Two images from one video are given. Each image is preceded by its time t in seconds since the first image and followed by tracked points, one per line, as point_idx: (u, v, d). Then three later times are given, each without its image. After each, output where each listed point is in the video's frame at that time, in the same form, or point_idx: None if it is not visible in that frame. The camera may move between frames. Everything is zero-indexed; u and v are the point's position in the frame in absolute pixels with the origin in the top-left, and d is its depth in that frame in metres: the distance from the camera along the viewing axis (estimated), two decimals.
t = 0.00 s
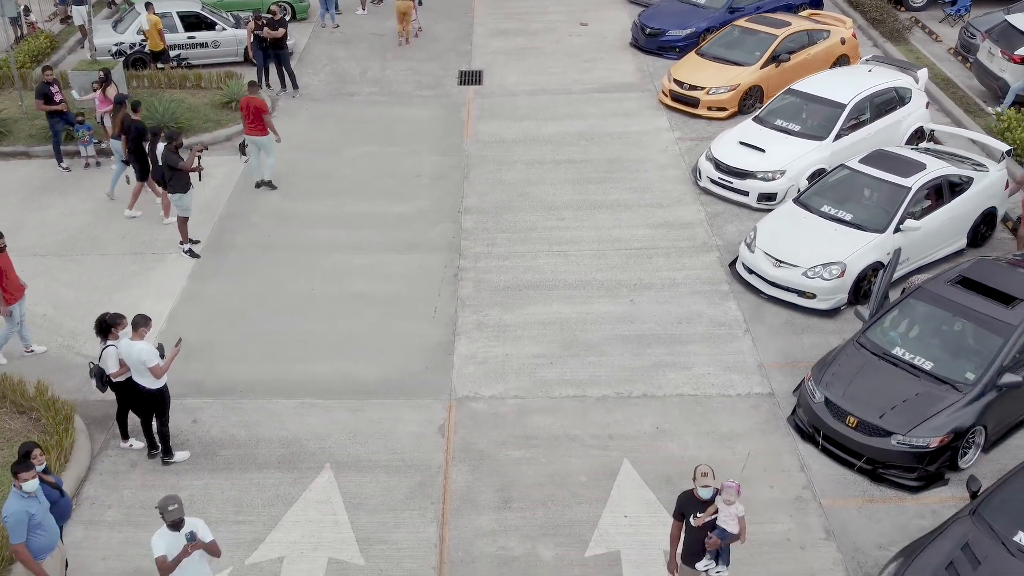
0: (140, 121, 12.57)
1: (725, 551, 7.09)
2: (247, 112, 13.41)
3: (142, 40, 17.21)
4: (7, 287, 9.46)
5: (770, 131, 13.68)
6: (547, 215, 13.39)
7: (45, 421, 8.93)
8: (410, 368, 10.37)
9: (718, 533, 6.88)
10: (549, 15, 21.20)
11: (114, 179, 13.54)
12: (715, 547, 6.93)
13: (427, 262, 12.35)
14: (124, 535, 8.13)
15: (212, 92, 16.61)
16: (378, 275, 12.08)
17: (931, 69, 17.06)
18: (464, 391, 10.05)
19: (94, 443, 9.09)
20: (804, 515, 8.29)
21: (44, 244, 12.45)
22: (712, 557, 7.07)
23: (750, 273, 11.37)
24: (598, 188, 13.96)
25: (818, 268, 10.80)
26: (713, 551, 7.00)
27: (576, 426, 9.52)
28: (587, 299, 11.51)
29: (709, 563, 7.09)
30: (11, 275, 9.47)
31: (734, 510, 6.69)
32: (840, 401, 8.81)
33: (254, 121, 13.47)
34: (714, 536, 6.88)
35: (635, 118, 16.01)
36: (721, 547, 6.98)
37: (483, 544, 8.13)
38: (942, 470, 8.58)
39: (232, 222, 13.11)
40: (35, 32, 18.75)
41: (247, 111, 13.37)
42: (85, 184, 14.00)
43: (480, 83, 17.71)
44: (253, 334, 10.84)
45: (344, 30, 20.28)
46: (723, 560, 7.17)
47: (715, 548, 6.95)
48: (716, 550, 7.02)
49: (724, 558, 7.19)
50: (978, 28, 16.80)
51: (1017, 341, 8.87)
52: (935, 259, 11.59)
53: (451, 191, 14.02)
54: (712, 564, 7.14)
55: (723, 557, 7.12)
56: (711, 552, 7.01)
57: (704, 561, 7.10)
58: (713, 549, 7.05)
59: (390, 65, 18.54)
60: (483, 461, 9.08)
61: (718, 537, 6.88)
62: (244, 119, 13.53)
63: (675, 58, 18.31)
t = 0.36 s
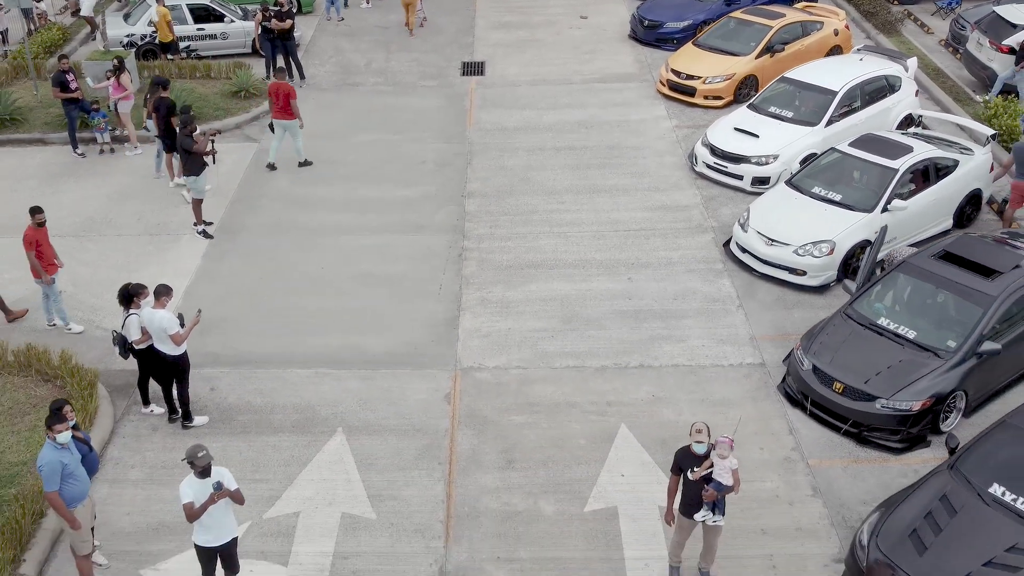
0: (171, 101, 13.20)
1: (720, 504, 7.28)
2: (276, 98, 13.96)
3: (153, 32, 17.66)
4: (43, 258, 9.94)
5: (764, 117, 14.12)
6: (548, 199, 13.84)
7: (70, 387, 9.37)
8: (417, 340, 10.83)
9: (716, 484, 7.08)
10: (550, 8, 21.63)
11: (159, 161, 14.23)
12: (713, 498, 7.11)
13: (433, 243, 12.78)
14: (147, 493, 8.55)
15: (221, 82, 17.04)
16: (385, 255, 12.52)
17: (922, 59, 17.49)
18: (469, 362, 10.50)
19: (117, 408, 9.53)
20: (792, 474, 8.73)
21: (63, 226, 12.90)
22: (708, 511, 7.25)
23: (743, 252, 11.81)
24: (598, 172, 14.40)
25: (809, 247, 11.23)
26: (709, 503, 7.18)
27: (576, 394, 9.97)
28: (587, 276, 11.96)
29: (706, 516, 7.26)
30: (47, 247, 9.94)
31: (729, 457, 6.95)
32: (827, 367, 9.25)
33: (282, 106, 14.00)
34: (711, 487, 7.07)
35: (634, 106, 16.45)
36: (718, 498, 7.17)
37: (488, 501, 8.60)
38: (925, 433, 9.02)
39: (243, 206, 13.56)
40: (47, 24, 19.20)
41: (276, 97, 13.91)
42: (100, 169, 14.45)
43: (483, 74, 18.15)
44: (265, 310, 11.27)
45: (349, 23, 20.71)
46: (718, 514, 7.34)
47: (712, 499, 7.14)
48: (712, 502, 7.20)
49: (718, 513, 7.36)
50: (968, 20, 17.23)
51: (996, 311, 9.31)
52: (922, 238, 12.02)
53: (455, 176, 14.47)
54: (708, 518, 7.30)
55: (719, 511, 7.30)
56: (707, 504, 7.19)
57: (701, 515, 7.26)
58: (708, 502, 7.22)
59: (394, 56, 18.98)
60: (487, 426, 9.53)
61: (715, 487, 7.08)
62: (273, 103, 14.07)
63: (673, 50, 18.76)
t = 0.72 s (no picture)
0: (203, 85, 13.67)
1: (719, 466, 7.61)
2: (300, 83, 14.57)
3: (162, 24, 18.02)
4: (83, 238, 10.36)
5: (759, 106, 14.53)
6: (549, 184, 14.24)
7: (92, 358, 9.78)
8: (424, 316, 11.25)
9: (717, 447, 7.40)
10: (550, 2, 22.05)
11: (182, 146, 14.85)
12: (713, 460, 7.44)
13: (437, 226, 13.19)
14: (168, 456, 8.95)
15: (230, 73, 17.46)
16: (391, 237, 12.93)
17: (914, 51, 17.91)
18: (473, 336, 10.92)
19: (137, 378, 9.94)
20: (782, 439, 9.15)
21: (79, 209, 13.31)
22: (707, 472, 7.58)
23: (737, 233, 12.23)
24: (597, 159, 14.81)
25: (801, 227, 11.65)
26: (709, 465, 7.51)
27: (576, 366, 10.39)
28: (587, 257, 12.37)
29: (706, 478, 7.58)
30: (86, 227, 10.34)
31: (729, 421, 7.28)
32: (817, 339, 9.66)
33: (307, 90, 14.60)
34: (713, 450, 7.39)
35: (632, 97, 16.87)
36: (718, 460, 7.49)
37: (492, 463, 9.03)
38: (909, 400, 9.44)
39: (253, 190, 13.96)
40: (58, 17, 19.62)
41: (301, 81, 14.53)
42: (114, 156, 14.87)
43: (485, 66, 18.57)
44: (276, 288, 11.68)
45: (354, 17, 21.13)
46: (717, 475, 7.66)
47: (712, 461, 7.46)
48: (711, 464, 7.52)
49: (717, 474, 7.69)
50: (959, 12, 17.64)
51: (978, 285, 9.73)
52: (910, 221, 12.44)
53: (458, 162, 14.88)
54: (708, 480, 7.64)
55: (718, 472, 7.62)
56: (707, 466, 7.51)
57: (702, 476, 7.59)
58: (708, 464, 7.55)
59: (398, 49, 19.39)
60: (491, 395, 9.96)
61: (716, 450, 7.40)
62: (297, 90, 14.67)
63: (671, 42, 19.19)
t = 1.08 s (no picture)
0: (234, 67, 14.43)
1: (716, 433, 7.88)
2: (325, 68, 15.10)
3: (174, 16, 18.53)
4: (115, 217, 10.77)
5: (754, 94, 14.98)
6: (551, 169, 14.66)
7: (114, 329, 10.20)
8: (431, 293, 11.70)
9: (716, 416, 7.66)
10: None
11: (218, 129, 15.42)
12: (713, 428, 7.70)
13: (443, 209, 13.64)
14: (189, 420, 9.40)
15: (240, 64, 17.86)
16: (398, 219, 13.38)
17: (906, 43, 18.36)
18: (478, 312, 11.37)
19: (157, 349, 10.38)
20: (774, 405, 9.60)
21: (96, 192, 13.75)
22: (706, 440, 7.85)
23: (732, 215, 12.68)
24: (598, 145, 15.24)
25: (793, 208, 12.10)
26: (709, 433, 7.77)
27: (577, 339, 10.84)
28: (588, 238, 12.82)
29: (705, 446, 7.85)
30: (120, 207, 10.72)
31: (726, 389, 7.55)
32: (807, 311, 10.11)
33: (330, 75, 15.10)
34: (713, 419, 7.65)
35: (632, 86, 17.32)
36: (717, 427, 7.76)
37: (497, 428, 9.49)
38: (895, 369, 9.89)
39: (264, 175, 14.40)
40: (71, 10, 20.06)
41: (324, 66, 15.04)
42: (128, 143, 15.31)
43: (488, 57, 19.01)
44: (288, 266, 12.14)
45: (359, 10, 21.57)
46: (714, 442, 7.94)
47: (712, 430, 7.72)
48: (710, 432, 7.79)
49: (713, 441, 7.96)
50: (950, 5, 18.09)
51: (962, 260, 10.17)
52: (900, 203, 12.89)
53: (462, 149, 15.33)
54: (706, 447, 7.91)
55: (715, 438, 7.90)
56: (706, 434, 7.78)
57: (701, 445, 7.85)
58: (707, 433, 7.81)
59: (403, 41, 19.84)
60: (496, 366, 10.42)
61: (716, 419, 7.66)
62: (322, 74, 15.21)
63: (669, 35, 19.64)
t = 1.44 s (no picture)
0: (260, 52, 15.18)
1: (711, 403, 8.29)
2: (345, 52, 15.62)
3: (184, 9, 18.95)
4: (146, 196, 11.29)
5: (750, 82, 15.44)
6: (552, 154, 15.10)
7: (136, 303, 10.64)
8: (438, 271, 12.15)
9: (713, 387, 8.07)
10: None
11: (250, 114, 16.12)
12: (711, 399, 8.10)
13: (448, 192, 14.08)
14: (209, 387, 9.86)
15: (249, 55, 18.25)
16: (404, 201, 13.82)
17: (899, 35, 18.81)
18: (483, 288, 11.81)
19: (176, 322, 10.82)
20: (766, 373, 10.06)
21: (112, 176, 14.19)
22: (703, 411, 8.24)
23: (728, 197, 13.13)
24: (598, 132, 15.69)
25: (786, 190, 12.56)
26: (707, 405, 8.16)
27: (579, 313, 11.28)
28: (588, 220, 13.26)
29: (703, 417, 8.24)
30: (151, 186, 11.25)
31: (720, 360, 7.97)
32: (798, 285, 10.57)
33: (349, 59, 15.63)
34: (710, 390, 8.05)
35: (631, 76, 17.77)
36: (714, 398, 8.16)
37: (502, 395, 9.95)
38: (882, 339, 10.35)
39: (274, 159, 14.84)
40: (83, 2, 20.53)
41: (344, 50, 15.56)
42: (141, 129, 15.76)
43: (490, 49, 19.46)
44: (299, 245, 12.58)
45: (364, 3, 22.03)
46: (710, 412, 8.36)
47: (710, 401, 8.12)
48: (708, 403, 8.18)
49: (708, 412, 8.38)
50: None
51: (946, 235, 10.62)
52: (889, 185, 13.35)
53: (466, 136, 15.77)
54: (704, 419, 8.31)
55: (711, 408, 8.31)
56: (704, 406, 8.17)
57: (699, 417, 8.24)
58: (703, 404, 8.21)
59: (407, 33, 20.29)
60: (501, 338, 10.88)
61: (713, 390, 8.06)
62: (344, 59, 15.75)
63: (668, 27, 20.10)
